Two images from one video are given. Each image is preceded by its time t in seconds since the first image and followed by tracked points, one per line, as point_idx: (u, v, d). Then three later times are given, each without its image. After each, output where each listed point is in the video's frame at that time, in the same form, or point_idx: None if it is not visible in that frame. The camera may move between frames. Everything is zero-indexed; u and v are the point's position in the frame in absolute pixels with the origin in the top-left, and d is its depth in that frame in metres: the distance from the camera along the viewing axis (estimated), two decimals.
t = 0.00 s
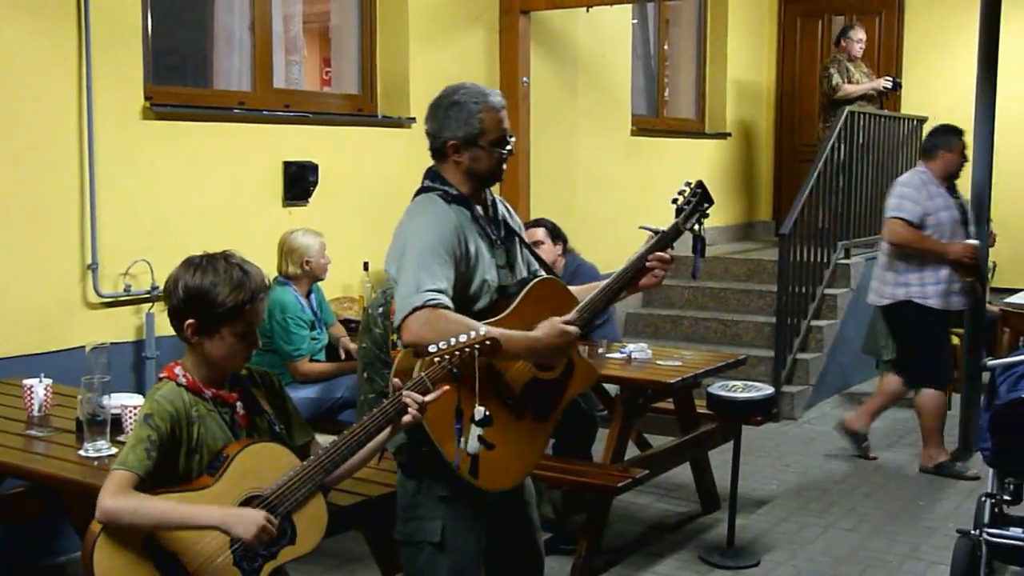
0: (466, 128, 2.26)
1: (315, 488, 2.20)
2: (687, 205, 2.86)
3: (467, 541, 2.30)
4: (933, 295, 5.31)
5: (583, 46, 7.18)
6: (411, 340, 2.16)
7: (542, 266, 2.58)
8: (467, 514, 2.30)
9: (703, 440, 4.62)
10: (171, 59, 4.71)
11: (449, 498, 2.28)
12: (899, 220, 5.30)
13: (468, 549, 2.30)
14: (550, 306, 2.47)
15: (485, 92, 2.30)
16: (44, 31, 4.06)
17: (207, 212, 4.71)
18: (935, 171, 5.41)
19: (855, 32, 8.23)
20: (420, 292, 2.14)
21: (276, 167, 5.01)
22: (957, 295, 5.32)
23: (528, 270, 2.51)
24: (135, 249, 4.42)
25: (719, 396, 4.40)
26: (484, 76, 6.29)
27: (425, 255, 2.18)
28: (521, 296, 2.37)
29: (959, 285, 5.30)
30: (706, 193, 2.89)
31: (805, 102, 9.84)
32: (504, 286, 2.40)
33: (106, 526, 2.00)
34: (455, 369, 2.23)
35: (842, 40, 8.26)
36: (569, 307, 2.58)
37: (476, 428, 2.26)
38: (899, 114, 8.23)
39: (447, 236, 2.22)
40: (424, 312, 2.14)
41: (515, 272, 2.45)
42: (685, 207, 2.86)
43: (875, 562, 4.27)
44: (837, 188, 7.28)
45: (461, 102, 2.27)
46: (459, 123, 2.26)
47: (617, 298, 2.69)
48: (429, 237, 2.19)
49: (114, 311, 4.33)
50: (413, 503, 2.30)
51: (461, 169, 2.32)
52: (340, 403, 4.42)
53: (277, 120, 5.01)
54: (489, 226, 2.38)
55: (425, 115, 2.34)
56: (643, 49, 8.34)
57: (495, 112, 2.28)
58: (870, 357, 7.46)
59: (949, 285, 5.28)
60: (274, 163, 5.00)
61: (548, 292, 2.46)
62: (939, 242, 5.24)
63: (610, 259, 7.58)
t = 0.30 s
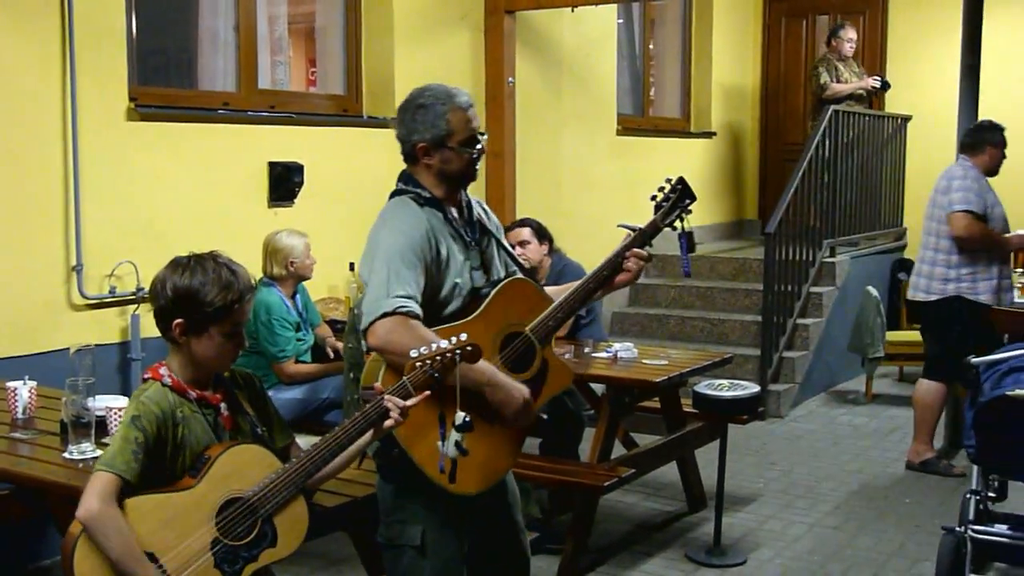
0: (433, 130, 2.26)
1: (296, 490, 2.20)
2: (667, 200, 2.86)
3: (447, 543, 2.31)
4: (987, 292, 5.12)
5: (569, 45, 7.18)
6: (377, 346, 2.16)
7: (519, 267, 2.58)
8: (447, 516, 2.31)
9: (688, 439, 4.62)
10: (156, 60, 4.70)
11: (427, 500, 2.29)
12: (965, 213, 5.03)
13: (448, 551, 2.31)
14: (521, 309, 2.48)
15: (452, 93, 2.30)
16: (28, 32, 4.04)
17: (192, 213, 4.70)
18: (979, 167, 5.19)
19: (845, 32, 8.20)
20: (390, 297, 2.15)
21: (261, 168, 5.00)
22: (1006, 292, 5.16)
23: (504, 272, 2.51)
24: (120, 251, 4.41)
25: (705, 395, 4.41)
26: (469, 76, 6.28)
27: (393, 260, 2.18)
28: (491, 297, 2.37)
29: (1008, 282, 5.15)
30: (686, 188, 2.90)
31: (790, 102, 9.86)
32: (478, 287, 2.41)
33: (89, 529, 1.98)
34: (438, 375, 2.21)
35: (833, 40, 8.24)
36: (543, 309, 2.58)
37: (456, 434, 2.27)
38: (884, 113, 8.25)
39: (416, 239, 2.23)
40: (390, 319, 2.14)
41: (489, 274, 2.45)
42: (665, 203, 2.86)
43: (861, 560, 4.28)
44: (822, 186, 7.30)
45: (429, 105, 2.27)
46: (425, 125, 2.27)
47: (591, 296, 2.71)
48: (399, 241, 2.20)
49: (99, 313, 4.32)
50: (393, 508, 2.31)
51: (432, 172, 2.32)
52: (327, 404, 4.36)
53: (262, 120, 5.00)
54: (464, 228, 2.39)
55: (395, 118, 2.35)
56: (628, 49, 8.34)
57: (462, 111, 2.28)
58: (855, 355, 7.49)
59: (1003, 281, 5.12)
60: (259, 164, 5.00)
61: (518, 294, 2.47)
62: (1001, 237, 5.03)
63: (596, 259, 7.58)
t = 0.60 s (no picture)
0: (411, 132, 2.26)
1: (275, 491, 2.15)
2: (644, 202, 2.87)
3: (426, 545, 2.30)
4: None
5: (550, 45, 7.19)
6: (354, 349, 2.16)
7: (497, 269, 2.59)
8: (426, 517, 2.31)
9: (669, 439, 4.63)
10: (137, 59, 4.68)
11: (406, 502, 2.28)
12: (999, 211, 5.07)
13: (427, 552, 2.30)
14: (500, 310, 2.48)
15: (430, 93, 2.30)
16: (6, 30, 4.02)
17: (174, 213, 4.69)
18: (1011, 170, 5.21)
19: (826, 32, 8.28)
20: (366, 298, 2.14)
21: (242, 168, 4.99)
22: None
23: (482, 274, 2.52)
24: (99, 250, 4.39)
25: (685, 395, 4.42)
26: (451, 76, 6.29)
27: (370, 262, 2.17)
28: (469, 299, 2.38)
29: None
30: (664, 189, 2.89)
31: (771, 102, 9.89)
32: (455, 289, 2.40)
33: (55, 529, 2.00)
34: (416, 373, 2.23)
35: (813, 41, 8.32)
36: (521, 310, 2.57)
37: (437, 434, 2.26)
38: (864, 114, 8.29)
39: (393, 241, 2.22)
40: (369, 319, 2.13)
41: (466, 275, 2.45)
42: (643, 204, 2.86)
43: (840, 558, 4.30)
44: (802, 187, 7.33)
45: (406, 107, 2.27)
46: (402, 127, 2.27)
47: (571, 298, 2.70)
48: (377, 242, 2.20)
49: (78, 312, 4.30)
50: (373, 508, 2.30)
51: (410, 174, 2.32)
52: (307, 404, 4.32)
53: (243, 120, 4.99)
54: (441, 230, 2.39)
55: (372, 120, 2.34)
56: (610, 49, 8.36)
57: (440, 113, 2.28)
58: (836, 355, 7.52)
59: None
60: (240, 164, 4.98)
61: (498, 296, 2.47)
62: None
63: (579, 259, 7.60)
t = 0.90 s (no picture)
0: (403, 129, 2.26)
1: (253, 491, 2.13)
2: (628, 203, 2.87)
3: (410, 544, 2.29)
4: None
5: (533, 43, 7.18)
6: (346, 347, 2.13)
7: (481, 267, 2.58)
8: (410, 516, 2.30)
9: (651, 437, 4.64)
10: (118, 56, 4.66)
11: (391, 500, 2.28)
12: None
13: (411, 551, 2.29)
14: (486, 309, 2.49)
15: (421, 91, 2.30)
16: None
17: (155, 211, 4.68)
18: None
19: (807, 32, 8.31)
20: (357, 295, 2.11)
21: (224, 166, 4.98)
22: None
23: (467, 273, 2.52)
24: (79, 249, 4.37)
25: (668, 394, 4.42)
26: (434, 75, 6.28)
27: (359, 259, 2.16)
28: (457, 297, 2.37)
29: None
30: (646, 192, 2.89)
31: (754, 103, 9.91)
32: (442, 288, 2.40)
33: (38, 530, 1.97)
34: (398, 373, 2.24)
35: (796, 41, 8.34)
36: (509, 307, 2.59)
37: (421, 434, 2.27)
38: (846, 114, 8.31)
39: (383, 239, 2.21)
40: (360, 316, 2.10)
41: (452, 273, 2.45)
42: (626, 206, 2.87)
43: (820, 557, 4.32)
44: (785, 187, 7.35)
45: (397, 104, 2.27)
46: (395, 123, 2.26)
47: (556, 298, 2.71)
48: (368, 240, 2.18)
49: (59, 311, 4.28)
50: (356, 508, 2.29)
51: (399, 170, 2.31)
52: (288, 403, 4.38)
53: (225, 117, 4.97)
54: (427, 227, 2.39)
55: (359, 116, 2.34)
56: (593, 49, 8.36)
57: (430, 110, 2.28)
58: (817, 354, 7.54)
59: None
60: (222, 162, 4.97)
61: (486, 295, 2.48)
62: None
63: (561, 258, 7.60)
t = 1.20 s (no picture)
0: (392, 123, 2.26)
1: (234, 493, 2.16)
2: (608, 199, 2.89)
3: (399, 543, 2.29)
4: None
5: (515, 41, 7.18)
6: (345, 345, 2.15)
7: (463, 264, 2.56)
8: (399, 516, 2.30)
9: (634, 435, 4.65)
10: (99, 53, 4.63)
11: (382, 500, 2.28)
12: None
13: (400, 550, 2.29)
14: (474, 309, 2.48)
15: (409, 88, 2.31)
16: None
17: (134, 209, 4.65)
18: None
19: (788, 30, 8.33)
20: (356, 294, 2.13)
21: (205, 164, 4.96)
22: None
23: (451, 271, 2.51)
24: (58, 247, 4.34)
25: (649, 392, 4.42)
26: (416, 72, 6.27)
27: (356, 254, 2.17)
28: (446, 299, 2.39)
29: None
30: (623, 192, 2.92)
31: (735, 101, 9.93)
32: (429, 286, 2.41)
33: (22, 535, 1.92)
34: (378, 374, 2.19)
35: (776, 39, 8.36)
36: (494, 306, 2.58)
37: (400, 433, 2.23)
38: (827, 112, 8.33)
39: (374, 237, 2.21)
40: (358, 315, 2.13)
41: (438, 272, 2.45)
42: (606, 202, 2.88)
43: (802, 553, 4.33)
44: (766, 184, 7.37)
45: (386, 100, 2.27)
46: (384, 118, 2.26)
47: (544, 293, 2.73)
48: (361, 238, 2.18)
49: (38, 310, 4.26)
50: (344, 508, 2.29)
51: (386, 167, 2.30)
52: (270, 401, 4.34)
53: (205, 115, 4.95)
54: (414, 224, 2.38)
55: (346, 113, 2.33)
56: (576, 47, 8.36)
57: (418, 106, 2.29)
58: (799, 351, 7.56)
59: None
60: (202, 160, 4.95)
61: (472, 295, 2.48)
62: None
63: (543, 255, 7.60)
